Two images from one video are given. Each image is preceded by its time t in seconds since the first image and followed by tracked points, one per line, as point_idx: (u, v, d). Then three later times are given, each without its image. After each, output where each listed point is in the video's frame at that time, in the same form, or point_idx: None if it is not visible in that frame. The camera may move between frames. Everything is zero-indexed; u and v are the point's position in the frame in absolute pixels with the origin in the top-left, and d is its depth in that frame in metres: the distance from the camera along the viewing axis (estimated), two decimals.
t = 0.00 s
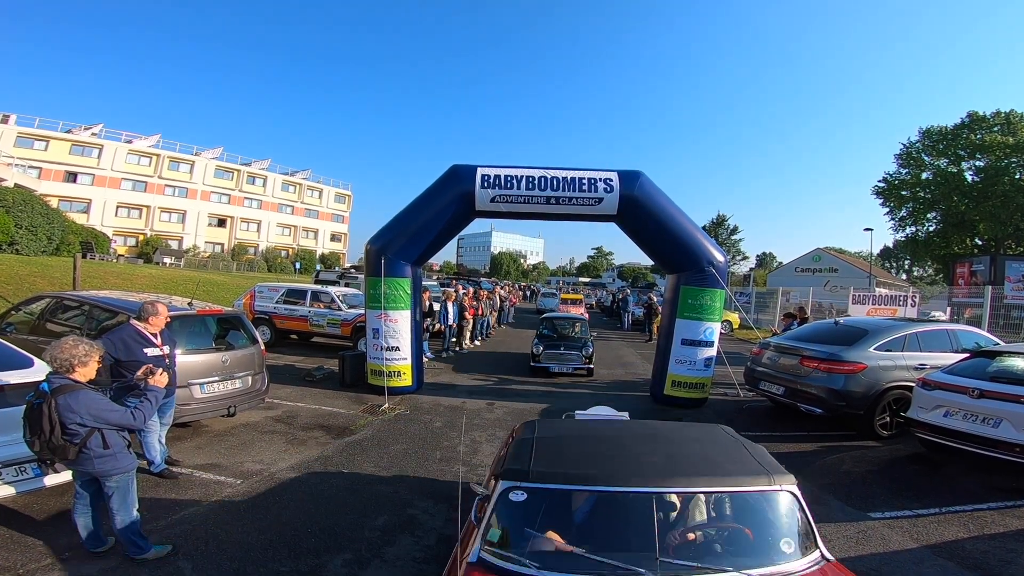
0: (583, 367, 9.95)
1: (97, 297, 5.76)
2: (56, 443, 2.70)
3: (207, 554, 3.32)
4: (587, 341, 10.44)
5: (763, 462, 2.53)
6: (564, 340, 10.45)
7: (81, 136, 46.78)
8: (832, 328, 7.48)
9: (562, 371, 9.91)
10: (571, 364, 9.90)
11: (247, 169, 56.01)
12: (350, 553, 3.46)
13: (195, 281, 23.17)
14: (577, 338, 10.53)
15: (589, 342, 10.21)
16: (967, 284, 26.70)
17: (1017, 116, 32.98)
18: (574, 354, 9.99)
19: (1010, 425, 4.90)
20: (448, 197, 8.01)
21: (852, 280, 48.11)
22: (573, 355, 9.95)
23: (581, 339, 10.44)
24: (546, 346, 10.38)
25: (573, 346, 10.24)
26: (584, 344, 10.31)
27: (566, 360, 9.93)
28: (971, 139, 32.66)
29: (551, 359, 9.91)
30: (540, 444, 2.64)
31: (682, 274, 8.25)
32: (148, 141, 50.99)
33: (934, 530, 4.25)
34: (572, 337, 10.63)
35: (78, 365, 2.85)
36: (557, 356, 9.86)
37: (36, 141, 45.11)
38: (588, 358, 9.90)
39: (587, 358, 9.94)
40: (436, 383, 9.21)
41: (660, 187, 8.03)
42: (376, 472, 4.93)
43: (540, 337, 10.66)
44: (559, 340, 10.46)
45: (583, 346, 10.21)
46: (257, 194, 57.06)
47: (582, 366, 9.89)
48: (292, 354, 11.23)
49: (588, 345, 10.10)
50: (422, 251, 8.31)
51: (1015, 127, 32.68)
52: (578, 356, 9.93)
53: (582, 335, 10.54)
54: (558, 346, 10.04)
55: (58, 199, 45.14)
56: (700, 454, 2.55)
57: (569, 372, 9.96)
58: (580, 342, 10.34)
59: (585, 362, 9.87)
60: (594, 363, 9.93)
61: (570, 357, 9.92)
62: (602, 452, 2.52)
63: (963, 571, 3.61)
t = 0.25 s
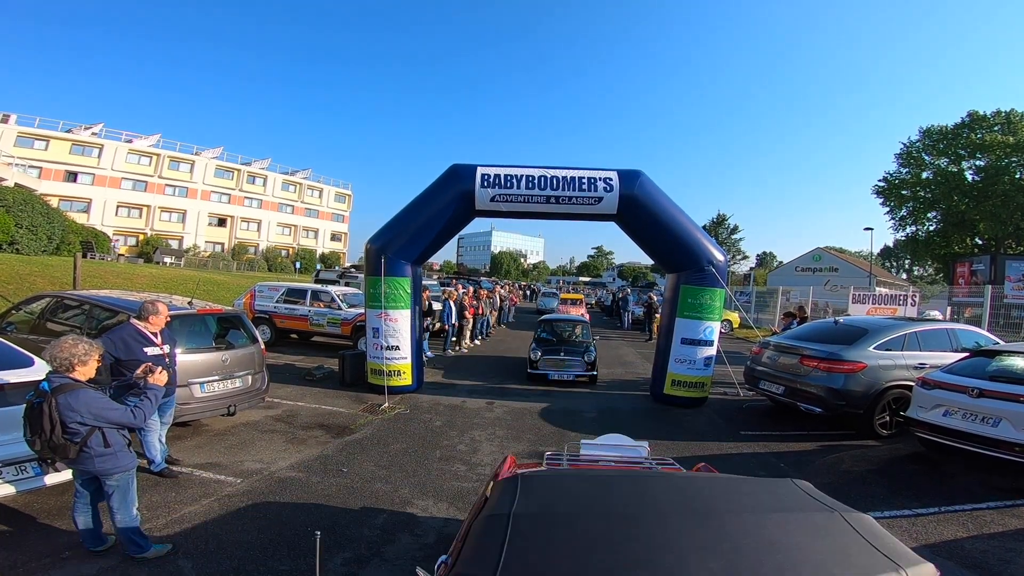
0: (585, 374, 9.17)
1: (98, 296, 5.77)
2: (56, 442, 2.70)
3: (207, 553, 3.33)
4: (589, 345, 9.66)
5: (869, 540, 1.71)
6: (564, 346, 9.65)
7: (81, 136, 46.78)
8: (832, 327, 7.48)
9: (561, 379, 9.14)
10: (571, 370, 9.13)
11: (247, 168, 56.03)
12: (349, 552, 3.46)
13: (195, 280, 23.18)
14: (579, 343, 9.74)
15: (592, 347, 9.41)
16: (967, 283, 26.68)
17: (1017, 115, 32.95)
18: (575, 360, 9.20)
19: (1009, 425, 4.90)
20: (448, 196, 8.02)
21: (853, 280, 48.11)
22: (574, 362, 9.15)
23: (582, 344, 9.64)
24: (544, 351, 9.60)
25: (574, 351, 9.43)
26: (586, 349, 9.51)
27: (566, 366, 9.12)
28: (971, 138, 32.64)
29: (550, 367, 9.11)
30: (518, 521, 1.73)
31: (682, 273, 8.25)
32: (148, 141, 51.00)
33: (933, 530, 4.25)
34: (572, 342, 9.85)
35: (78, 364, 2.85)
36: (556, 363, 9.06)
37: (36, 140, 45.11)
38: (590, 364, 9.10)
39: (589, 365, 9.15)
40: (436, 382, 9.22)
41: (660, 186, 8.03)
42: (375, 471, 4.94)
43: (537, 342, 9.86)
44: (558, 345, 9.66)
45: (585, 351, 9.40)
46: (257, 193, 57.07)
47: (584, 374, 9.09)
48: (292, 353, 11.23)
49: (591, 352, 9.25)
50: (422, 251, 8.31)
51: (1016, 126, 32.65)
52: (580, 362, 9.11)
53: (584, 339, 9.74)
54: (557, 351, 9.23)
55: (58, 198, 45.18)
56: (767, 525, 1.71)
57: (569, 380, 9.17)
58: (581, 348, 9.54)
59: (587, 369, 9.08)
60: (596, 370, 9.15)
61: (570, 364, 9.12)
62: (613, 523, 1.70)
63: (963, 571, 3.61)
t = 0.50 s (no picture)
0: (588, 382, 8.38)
1: (98, 295, 5.78)
2: (58, 441, 2.71)
3: (208, 551, 3.35)
4: (593, 350, 8.87)
5: None
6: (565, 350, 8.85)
7: (81, 135, 46.79)
8: (831, 326, 7.50)
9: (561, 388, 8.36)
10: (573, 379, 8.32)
11: (247, 168, 56.03)
12: (350, 550, 3.47)
13: (195, 280, 23.20)
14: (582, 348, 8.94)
15: (595, 352, 8.62)
16: (967, 282, 26.70)
17: (1017, 114, 32.96)
18: (577, 366, 8.40)
19: (1007, 424, 4.92)
20: (448, 195, 8.03)
21: (852, 279, 48.14)
22: (576, 369, 8.36)
23: (585, 348, 8.84)
24: (543, 357, 8.82)
25: (575, 357, 8.63)
26: (589, 354, 8.72)
27: (568, 374, 8.33)
28: (971, 138, 32.65)
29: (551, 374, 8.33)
30: None
31: (681, 272, 8.26)
32: (148, 140, 51.00)
33: (932, 529, 4.27)
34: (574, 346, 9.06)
35: (80, 363, 2.86)
36: (557, 369, 8.29)
37: (35, 140, 45.11)
38: (594, 371, 8.32)
39: (593, 372, 8.37)
40: (436, 381, 9.24)
41: (660, 185, 8.05)
42: (375, 470, 4.95)
43: (536, 347, 9.06)
44: (559, 350, 8.86)
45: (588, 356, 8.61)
46: (257, 192, 57.07)
47: (587, 381, 8.31)
48: (293, 353, 11.25)
49: (594, 357, 8.46)
50: (422, 250, 8.33)
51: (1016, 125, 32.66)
52: (582, 369, 8.32)
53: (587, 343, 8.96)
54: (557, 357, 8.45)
55: (58, 198, 45.21)
56: None
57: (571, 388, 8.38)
58: (584, 352, 8.75)
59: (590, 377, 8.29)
60: (601, 377, 8.37)
61: (572, 370, 8.33)
62: None
63: (961, 570, 3.62)
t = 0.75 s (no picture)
0: (589, 392, 7.73)
1: (99, 295, 5.81)
2: (63, 439, 2.74)
3: (208, 548, 3.38)
4: (595, 357, 8.21)
5: None
6: (564, 357, 8.18)
7: (80, 135, 46.77)
8: (828, 325, 7.54)
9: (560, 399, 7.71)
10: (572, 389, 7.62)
11: (247, 167, 56.01)
12: (349, 547, 3.51)
13: (194, 279, 23.21)
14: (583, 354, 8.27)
15: (597, 360, 7.95)
16: (965, 282, 26.77)
17: (1015, 114, 33.03)
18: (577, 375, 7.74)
19: (1001, 423, 4.96)
20: (447, 195, 8.06)
21: (851, 279, 48.23)
22: (576, 379, 7.70)
23: (587, 355, 8.18)
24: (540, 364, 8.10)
25: (576, 364, 7.98)
26: (590, 362, 8.06)
27: (568, 384, 7.66)
28: (970, 138, 32.73)
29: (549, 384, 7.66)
30: None
31: (679, 272, 8.30)
32: (147, 140, 50.99)
33: (925, 527, 4.31)
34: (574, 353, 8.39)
35: (84, 362, 2.89)
36: (555, 379, 7.64)
37: (34, 139, 45.10)
38: (596, 380, 7.67)
39: (594, 381, 7.71)
40: (435, 380, 9.27)
41: (658, 185, 8.08)
42: (374, 468, 4.98)
43: (533, 353, 8.38)
44: (558, 357, 8.19)
45: (590, 364, 7.95)
46: (256, 192, 57.05)
47: (588, 392, 7.65)
48: (292, 352, 11.28)
49: (597, 365, 7.79)
50: (421, 249, 8.36)
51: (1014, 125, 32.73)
52: (583, 379, 7.66)
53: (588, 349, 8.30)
54: (556, 366, 7.79)
55: (58, 197, 45.23)
56: None
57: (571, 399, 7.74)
58: (585, 360, 8.09)
59: (592, 387, 7.64)
60: (603, 388, 7.72)
61: (572, 381, 7.67)
62: None
63: (954, 568, 3.67)
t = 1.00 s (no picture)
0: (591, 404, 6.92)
1: (95, 294, 5.81)
2: (60, 436, 2.76)
3: (206, 545, 3.40)
4: (596, 363, 7.40)
5: None
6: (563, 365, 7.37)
7: (75, 134, 46.58)
8: (822, 323, 7.59)
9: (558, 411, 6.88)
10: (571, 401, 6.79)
11: (243, 167, 55.87)
12: (345, 543, 3.54)
13: (191, 278, 23.17)
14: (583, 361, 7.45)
15: (598, 368, 7.13)
16: (960, 280, 26.93)
17: (1010, 114, 33.21)
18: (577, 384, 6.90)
19: (993, 419, 5.01)
20: (443, 194, 8.08)
21: (847, 277, 48.44)
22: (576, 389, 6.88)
23: (587, 362, 7.36)
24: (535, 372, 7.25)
25: (575, 372, 7.16)
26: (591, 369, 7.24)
27: (567, 395, 6.84)
28: (964, 137, 32.90)
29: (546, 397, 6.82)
30: None
31: (675, 270, 8.34)
32: (143, 139, 50.81)
33: (917, 523, 4.36)
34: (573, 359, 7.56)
35: (81, 358, 2.91)
36: (553, 391, 6.82)
37: (30, 139, 44.89)
38: (598, 391, 6.86)
39: (596, 391, 6.89)
40: (432, 379, 9.29)
41: (653, 184, 8.12)
42: (371, 466, 5.01)
43: (528, 360, 7.56)
44: (556, 364, 7.38)
45: (591, 372, 7.13)
46: (252, 191, 56.93)
47: (589, 404, 6.85)
48: (289, 351, 11.28)
49: (599, 373, 6.97)
50: (418, 248, 8.38)
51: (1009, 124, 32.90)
52: (584, 390, 6.84)
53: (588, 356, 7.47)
54: (553, 375, 6.95)
55: (53, 197, 45.05)
56: None
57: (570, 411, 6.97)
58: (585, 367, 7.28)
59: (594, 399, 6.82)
60: (606, 398, 6.92)
61: (571, 392, 6.84)
62: None
63: (946, 563, 3.72)
